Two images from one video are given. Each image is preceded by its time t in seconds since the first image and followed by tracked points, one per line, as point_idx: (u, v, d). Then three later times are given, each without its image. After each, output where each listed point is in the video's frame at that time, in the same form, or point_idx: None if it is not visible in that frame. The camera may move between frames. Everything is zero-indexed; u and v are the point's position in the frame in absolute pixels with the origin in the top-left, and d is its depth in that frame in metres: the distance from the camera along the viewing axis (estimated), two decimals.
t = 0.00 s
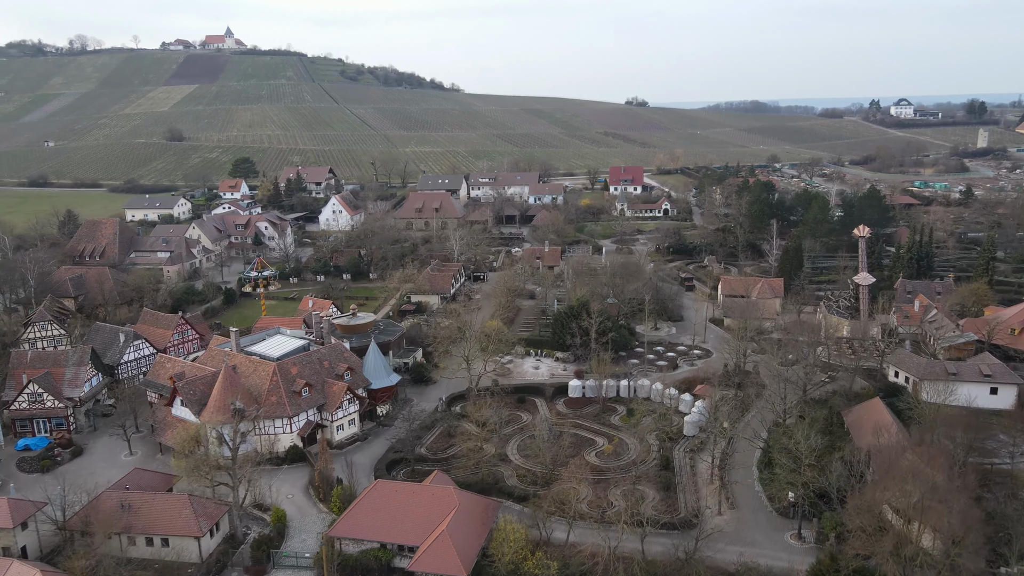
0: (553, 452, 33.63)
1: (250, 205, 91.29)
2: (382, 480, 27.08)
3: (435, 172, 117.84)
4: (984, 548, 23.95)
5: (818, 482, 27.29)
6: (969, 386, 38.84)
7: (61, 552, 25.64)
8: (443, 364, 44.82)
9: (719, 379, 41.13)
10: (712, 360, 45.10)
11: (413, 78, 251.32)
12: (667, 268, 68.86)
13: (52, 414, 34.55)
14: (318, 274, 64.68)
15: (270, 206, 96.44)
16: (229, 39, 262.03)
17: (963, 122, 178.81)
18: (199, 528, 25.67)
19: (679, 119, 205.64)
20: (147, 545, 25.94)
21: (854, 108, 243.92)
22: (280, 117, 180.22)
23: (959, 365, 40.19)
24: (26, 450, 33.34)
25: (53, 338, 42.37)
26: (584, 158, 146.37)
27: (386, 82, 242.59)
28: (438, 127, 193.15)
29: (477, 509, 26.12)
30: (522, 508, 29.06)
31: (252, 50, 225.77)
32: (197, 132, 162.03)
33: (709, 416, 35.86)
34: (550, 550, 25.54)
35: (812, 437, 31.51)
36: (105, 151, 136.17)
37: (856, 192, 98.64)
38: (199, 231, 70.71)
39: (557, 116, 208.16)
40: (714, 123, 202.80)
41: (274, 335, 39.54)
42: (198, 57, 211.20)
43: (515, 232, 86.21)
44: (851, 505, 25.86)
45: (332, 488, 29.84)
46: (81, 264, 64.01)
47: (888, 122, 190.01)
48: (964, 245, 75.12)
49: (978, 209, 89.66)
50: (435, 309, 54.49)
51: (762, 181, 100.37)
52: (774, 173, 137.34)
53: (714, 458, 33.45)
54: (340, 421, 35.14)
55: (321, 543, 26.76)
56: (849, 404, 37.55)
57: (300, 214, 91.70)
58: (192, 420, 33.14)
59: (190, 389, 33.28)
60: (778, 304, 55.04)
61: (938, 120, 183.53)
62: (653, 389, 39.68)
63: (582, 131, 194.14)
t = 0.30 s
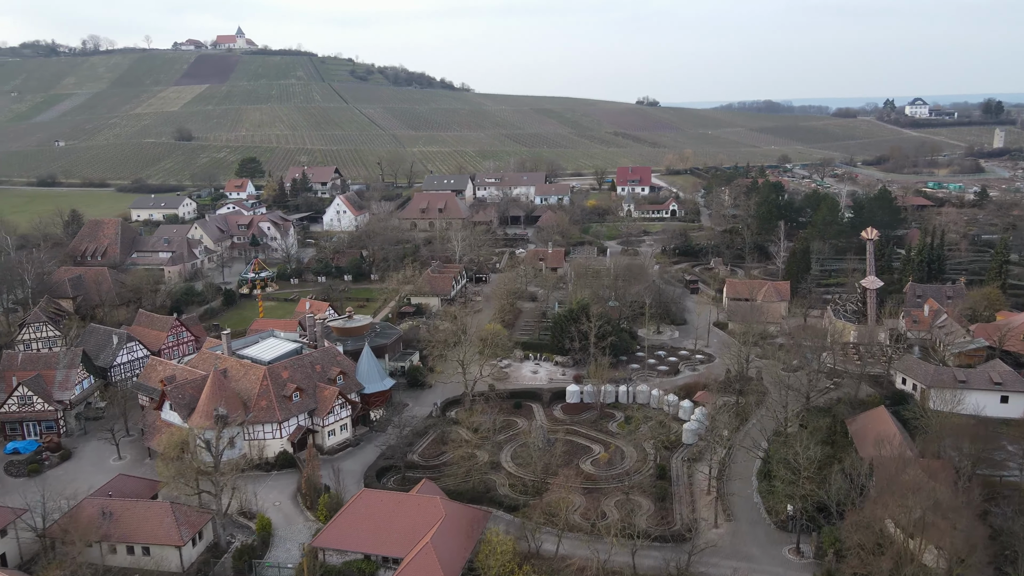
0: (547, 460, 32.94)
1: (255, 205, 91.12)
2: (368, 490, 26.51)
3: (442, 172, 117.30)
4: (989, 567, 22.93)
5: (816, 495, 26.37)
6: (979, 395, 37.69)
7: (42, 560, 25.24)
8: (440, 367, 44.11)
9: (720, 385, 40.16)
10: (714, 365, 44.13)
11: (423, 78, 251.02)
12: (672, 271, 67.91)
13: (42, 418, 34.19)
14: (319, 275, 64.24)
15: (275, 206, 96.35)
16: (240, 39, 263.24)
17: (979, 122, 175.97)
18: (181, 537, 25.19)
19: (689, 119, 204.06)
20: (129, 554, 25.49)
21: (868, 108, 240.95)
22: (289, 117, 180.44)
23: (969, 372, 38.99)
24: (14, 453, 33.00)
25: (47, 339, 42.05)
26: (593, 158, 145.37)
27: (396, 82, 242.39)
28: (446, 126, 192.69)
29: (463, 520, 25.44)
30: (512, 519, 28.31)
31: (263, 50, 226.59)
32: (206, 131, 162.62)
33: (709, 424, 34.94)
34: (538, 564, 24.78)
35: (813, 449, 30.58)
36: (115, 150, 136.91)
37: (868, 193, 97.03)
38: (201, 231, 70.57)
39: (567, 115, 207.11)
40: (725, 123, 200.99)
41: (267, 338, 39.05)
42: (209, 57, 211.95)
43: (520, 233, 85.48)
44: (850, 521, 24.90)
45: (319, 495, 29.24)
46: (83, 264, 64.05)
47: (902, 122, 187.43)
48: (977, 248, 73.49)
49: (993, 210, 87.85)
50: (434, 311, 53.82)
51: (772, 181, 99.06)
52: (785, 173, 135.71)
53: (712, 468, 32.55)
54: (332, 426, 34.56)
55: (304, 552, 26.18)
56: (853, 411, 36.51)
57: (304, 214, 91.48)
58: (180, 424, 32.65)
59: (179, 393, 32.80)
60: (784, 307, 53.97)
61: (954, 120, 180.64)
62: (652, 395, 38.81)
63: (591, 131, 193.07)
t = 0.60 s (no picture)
0: (539, 469, 32.16)
1: (258, 205, 90.89)
2: (350, 499, 25.81)
3: (447, 172, 116.71)
4: None
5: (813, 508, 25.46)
6: (988, 403, 36.52)
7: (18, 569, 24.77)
8: (436, 371, 43.38)
9: (720, 392, 39.20)
10: (715, 369, 43.16)
11: (432, 77, 250.70)
12: (676, 273, 66.96)
13: (30, 421, 33.88)
14: (319, 276, 63.75)
15: (280, 205, 96.13)
16: (250, 39, 264.23)
17: (995, 121, 173.15)
18: (159, 546, 24.65)
19: (699, 118, 202.40)
20: (106, 562, 24.99)
21: (881, 107, 237.90)
22: (297, 117, 180.54)
23: (978, 380, 37.81)
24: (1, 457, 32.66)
25: (41, 341, 41.63)
26: (601, 158, 144.33)
27: (405, 82, 242.14)
28: (454, 126, 192.10)
29: (446, 532, 24.67)
30: (499, 530, 27.56)
31: (272, 50, 227.22)
32: (214, 131, 163.00)
33: (707, 432, 34.06)
34: None
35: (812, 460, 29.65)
36: (123, 150, 137.51)
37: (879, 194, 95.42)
38: (202, 231, 70.41)
39: (576, 115, 206.02)
40: (735, 122, 199.10)
41: (258, 342, 38.51)
42: (218, 57, 212.61)
43: (524, 233, 84.73)
44: (849, 538, 23.91)
45: (305, 504, 28.64)
46: (83, 264, 64.02)
47: (916, 121, 184.78)
48: (990, 250, 71.90)
49: (1007, 211, 86.05)
50: (433, 313, 53.11)
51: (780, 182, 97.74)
52: (795, 174, 134.05)
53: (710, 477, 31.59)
54: (322, 432, 33.97)
55: (286, 562, 25.60)
56: (855, 419, 35.48)
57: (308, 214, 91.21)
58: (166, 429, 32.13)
59: (166, 397, 32.29)
60: (789, 311, 52.92)
61: (968, 119, 177.91)
62: (650, 401, 37.92)
63: (600, 130, 191.92)
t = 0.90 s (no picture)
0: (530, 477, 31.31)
1: (261, 205, 90.62)
2: (331, 510, 25.17)
3: (452, 172, 116.07)
4: None
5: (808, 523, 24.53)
6: (996, 412, 35.39)
7: None
8: (430, 376, 42.67)
9: (718, 399, 38.27)
10: (715, 375, 42.16)
11: (440, 77, 250.29)
12: (679, 276, 66.02)
13: (16, 425, 33.57)
14: (318, 277, 63.25)
15: (283, 206, 95.89)
16: (260, 39, 265.03)
17: (1009, 121, 170.38)
18: (135, 556, 24.11)
19: (709, 118, 200.79)
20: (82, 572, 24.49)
21: (894, 107, 235.01)
22: (305, 116, 180.62)
23: (985, 388, 36.67)
24: None
25: (33, 342, 41.13)
26: (608, 158, 143.27)
27: (414, 82, 241.73)
28: (462, 126, 191.52)
29: (428, 544, 24.00)
30: (485, 542, 26.80)
31: (281, 50, 227.74)
32: (221, 131, 163.31)
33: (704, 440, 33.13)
34: None
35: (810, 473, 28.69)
36: (130, 149, 137.91)
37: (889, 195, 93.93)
38: (202, 232, 70.15)
39: (584, 115, 204.94)
40: (745, 122, 197.32)
41: (248, 346, 37.96)
42: (227, 57, 213.24)
43: (527, 234, 83.98)
44: (846, 555, 22.97)
45: (288, 512, 28.02)
46: (83, 264, 64.03)
47: (929, 120, 182.11)
48: (1002, 253, 70.36)
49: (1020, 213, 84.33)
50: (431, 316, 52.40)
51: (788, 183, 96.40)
52: (804, 175, 132.48)
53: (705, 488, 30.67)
54: (309, 438, 33.36)
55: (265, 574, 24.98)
56: (857, 428, 34.41)
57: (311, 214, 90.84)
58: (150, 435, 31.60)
59: (151, 402, 31.75)
60: (793, 315, 51.90)
61: (982, 119, 175.21)
62: (646, 407, 37.05)
63: (608, 130, 190.77)
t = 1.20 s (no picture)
0: (520, 487, 30.50)
1: (263, 205, 90.33)
2: (309, 522, 24.34)
3: (457, 172, 115.47)
4: None
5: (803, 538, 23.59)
6: (1004, 422, 34.27)
7: None
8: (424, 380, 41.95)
9: (717, 407, 37.33)
10: (714, 381, 41.19)
11: (448, 77, 249.88)
12: (682, 279, 65.05)
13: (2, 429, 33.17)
14: (318, 278, 62.76)
15: (286, 206, 95.60)
16: (268, 39, 265.65)
17: None
18: (109, 566, 23.59)
19: (719, 118, 199.09)
20: None
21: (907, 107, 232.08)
22: (312, 116, 180.70)
23: (994, 397, 35.52)
24: None
25: (23, 344, 40.59)
26: (615, 158, 142.16)
27: (422, 81, 241.43)
28: (469, 126, 190.85)
29: (408, 560, 23.16)
30: (470, 555, 26.05)
31: (290, 49, 228.03)
32: (228, 131, 163.48)
33: (701, 449, 32.21)
34: None
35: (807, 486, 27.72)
36: (137, 148, 138.17)
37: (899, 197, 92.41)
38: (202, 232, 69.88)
39: (593, 115, 203.82)
40: (755, 122, 195.45)
41: (237, 350, 37.43)
42: (236, 57, 213.81)
43: (530, 235, 83.24)
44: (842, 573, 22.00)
45: (270, 521, 27.40)
46: (82, 265, 63.98)
47: (943, 120, 179.46)
48: (1013, 256, 68.87)
49: None
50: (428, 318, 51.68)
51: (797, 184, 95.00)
52: (813, 175, 130.85)
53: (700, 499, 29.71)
54: (296, 444, 32.74)
55: None
56: (858, 438, 33.37)
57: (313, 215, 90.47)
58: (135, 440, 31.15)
59: (135, 407, 31.26)
60: (796, 319, 50.85)
61: (996, 118, 172.82)
62: (642, 414, 36.17)
63: (616, 130, 189.56)
